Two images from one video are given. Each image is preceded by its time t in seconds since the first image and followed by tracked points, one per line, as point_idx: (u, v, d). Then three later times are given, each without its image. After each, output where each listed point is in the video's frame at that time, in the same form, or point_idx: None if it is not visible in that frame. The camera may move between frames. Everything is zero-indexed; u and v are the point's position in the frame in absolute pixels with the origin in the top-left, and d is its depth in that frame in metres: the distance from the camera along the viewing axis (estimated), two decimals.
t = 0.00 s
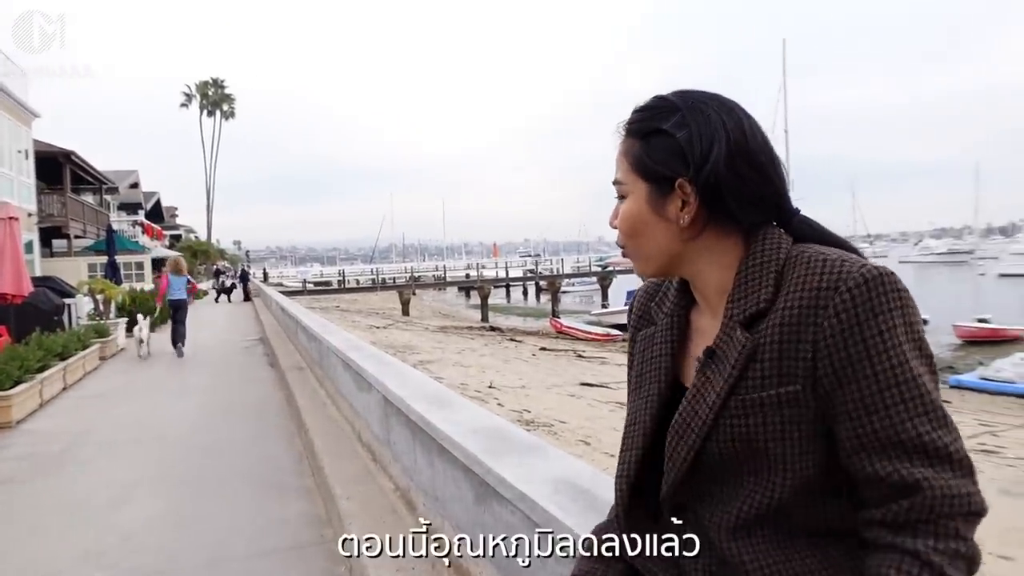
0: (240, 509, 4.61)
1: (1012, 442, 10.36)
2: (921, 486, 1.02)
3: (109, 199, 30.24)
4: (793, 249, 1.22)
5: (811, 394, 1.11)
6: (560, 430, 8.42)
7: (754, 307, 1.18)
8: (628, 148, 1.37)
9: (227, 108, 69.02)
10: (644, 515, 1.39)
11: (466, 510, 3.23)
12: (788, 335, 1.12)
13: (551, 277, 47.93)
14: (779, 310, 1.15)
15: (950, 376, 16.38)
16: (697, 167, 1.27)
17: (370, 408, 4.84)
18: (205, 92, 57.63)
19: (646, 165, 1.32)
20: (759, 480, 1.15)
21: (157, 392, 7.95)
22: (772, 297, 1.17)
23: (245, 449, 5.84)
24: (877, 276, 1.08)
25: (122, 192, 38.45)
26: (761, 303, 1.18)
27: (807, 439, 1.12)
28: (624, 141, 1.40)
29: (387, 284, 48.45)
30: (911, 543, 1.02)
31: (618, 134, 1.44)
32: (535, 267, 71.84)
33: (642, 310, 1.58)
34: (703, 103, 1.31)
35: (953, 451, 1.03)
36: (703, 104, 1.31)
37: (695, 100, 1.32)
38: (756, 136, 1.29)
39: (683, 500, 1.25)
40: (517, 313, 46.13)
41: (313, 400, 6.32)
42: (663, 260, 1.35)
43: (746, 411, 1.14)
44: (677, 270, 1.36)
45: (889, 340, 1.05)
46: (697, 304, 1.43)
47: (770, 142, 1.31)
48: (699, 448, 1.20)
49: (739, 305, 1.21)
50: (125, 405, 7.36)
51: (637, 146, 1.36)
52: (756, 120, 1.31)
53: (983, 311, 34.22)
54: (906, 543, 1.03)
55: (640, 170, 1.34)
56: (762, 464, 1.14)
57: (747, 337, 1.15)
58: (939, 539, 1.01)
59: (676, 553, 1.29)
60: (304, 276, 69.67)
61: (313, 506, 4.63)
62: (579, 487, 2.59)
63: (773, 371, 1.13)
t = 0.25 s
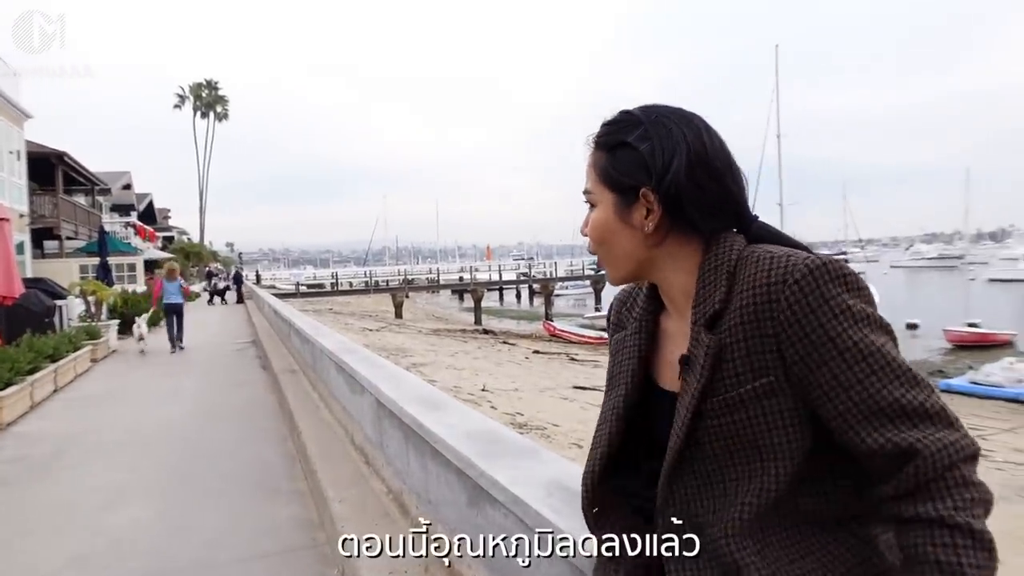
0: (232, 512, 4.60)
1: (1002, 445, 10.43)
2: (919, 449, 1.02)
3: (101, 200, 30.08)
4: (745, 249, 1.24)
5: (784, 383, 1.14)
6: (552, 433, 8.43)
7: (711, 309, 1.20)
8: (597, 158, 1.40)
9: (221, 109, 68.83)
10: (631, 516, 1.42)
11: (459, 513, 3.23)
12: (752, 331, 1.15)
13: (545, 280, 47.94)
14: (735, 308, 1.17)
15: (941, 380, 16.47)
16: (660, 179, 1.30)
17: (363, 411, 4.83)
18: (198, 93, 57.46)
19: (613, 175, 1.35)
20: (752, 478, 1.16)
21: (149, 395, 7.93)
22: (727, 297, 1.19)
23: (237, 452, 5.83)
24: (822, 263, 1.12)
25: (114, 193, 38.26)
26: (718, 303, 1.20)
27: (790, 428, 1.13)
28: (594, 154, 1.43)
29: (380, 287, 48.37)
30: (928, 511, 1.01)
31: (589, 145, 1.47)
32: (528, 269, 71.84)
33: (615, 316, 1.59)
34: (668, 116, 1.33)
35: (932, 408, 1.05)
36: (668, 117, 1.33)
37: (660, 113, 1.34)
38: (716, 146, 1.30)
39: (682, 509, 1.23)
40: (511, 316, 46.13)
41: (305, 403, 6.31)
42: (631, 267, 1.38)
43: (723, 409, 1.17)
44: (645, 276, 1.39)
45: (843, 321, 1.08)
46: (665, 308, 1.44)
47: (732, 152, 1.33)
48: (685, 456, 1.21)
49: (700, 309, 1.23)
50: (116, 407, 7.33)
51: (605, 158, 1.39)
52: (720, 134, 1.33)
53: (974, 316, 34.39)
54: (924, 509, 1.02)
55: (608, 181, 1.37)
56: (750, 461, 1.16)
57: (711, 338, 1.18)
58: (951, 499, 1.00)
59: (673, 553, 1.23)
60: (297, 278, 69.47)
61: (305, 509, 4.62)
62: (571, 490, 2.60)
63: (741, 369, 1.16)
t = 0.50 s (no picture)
0: (226, 513, 4.59)
1: (998, 448, 10.46)
2: (883, 419, 1.02)
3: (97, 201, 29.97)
4: (704, 251, 1.25)
5: (749, 374, 1.14)
6: (549, 435, 8.43)
7: (671, 307, 1.21)
8: (569, 167, 1.42)
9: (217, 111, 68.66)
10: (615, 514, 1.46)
11: (455, 514, 3.22)
12: (712, 323, 1.15)
13: (542, 282, 47.98)
14: (695, 303, 1.18)
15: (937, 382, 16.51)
16: (625, 190, 1.31)
17: (359, 412, 4.82)
18: (194, 93, 57.25)
19: (583, 183, 1.37)
20: (724, 468, 1.15)
21: (145, 396, 7.90)
22: (685, 293, 1.21)
23: (231, 453, 5.81)
24: (776, 260, 1.14)
25: (110, 194, 38.13)
26: (677, 299, 1.21)
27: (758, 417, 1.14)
28: (566, 164, 1.45)
29: (376, 288, 48.32)
30: (900, 480, 1.00)
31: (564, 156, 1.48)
32: (525, 271, 71.82)
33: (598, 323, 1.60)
34: (633, 126, 1.34)
35: (890, 381, 1.05)
36: (633, 127, 1.34)
37: (627, 123, 1.35)
38: (682, 155, 1.31)
39: (661, 506, 1.21)
40: (508, 318, 46.07)
41: (302, 404, 6.29)
42: (603, 274, 1.40)
43: (690, 403, 1.17)
44: (618, 282, 1.40)
45: (799, 309, 1.09)
46: (638, 312, 1.45)
47: (698, 161, 1.33)
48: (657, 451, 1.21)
49: (662, 307, 1.24)
50: (111, 408, 7.31)
51: (576, 169, 1.41)
52: (685, 142, 1.32)
53: (970, 318, 34.47)
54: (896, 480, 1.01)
55: (578, 191, 1.39)
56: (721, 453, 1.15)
57: (670, 333, 1.19)
58: (923, 470, 0.99)
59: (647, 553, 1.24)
60: (293, 279, 69.37)
61: (301, 510, 4.61)
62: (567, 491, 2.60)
63: (705, 362, 1.16)
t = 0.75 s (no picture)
0: (226, 514, 4.59)
1: (998, 450, 10.47)
2: (883, 346, 1.05)
3: (98, 202, 29.97)
4: (683, 249, 1.33)
5: (748, 348, 1.20)
6: (549, 437, 8.42)
7: (657, 306, 1.28)
8: (552, 182, 1.51)
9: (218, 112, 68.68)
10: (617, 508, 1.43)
11: (454, 515, 3.22)
12: (700, 311, 1.22)
13: (543, 284, 47.98)
14: (680, 295, 1.25)
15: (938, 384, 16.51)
16: (607, 199, 1.40)
17: (359, 413, 4.83)
18: (195, 95, 57.25)
19: (566, 195, 1.46)
20: (744, 444, 1.21)
21: (145, 397, 7.91)
22: (666, 289, 1.28)
23: (231, 454, 5.82)
24: (746, 238, 1.21)
25: (110, 195, 38.10)
26: (662, 297, 1.28)
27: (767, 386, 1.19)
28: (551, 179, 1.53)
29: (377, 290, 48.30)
30: (916, 403, 1.03)
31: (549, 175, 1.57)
32: (525, 273, 71.75)
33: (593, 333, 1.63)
34: (611, 140, 1.43)
35: (892, 302, 1.07)
36: (611, 141, 1.43)
37: (606, 138, 1.44)
38: (658, 166, 1.39)
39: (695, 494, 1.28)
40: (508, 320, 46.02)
41: (302, 406, 6.29)
42: (592, 280, 1.47)
43: (697, 391, 1.25)
44: (607, 288, 1.47)
45: (770, 279, 1.15)
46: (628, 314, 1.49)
47: (674, 171, 1.41)
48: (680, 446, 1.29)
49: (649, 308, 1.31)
50: (112, 410, 7.32)
51: (561, 183, 1.49)
52: (660, 154, 1.41)
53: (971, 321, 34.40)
54: (917, 403, 1.03)
55: (563, 203, 1.47)
56: (739, 430, 1.21)
57: (657, 335, 1.27)
58: (936, 384, 1.01)
59: (675, 553, 1.25)
60: (293, 280, 69.33)
61: (301, 511, 4.62)
62: (567, 492, 2.61)
63: (702, 350, 1.23)
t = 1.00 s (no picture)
0: (224, 515, 4.59)
1: (994, 453, 10.49)
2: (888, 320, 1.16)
3: (96, 201, 29.89)
4: (685, 254, 1.39)
5: (772, 340, 1.26)
6: (546, 439, 8.42)
7: (670, 306, 1.33)
8: (542, 190, 1.51)
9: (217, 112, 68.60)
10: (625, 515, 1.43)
11: (452, 516, 3.22)
12: (718, 305, 1.30)
13: (541, 285, 47.95)
14: (696, 295, 1.31)
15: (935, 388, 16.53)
16: (600, 204, 1.41)
17: (357, 414, 4.83)
18: (194, 95, 57.18)
19: (558, 202, 1.46)
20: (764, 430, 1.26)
21: (143, 398, 7.90)
22: (679, 288, 1.33)
23: (229, 455, 5.81)
24: (749, 238, 1.31)
25: (108, 194, 37.97)
26: (675, 296, 1.33)
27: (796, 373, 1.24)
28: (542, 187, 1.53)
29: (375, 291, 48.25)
30: (889, 343, 1.15)
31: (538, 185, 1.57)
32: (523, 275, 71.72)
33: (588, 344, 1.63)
34: (602, 146, 1.44)
35: (885, 281, 1.18)
36: (602, 147, 1.44)
37: (595, 144, 1.46)
38: (650, 171, 1.41)
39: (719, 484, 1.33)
40: (506, 322, 45.98)
41: (299, 407, 6.28)
42: (587, 286, 1.47)
43: (725, 387, 1.30)
44: (602, 295, 1.48)
45: (779, 269, 1.25)
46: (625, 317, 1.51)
47: (664, 173, 1.43)
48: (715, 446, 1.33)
49: (660, 308, 1.35)
50: (110, 410, 7.31)
51: (552, 190, 1.49)
52: (650, 157, 1.43)
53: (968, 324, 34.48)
54: (890, 343, 1.15)
55: (556, 210, 1.47)
56: (771, 423, 1.25)
57: (674, 331, 1.32)
58: (918, 332, 1.13)
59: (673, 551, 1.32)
60: (291, 280, 69.23)
61: (298, 512, 4.61)
62: (565, 495, 2.61)
63: (723, 344, 1.30)
